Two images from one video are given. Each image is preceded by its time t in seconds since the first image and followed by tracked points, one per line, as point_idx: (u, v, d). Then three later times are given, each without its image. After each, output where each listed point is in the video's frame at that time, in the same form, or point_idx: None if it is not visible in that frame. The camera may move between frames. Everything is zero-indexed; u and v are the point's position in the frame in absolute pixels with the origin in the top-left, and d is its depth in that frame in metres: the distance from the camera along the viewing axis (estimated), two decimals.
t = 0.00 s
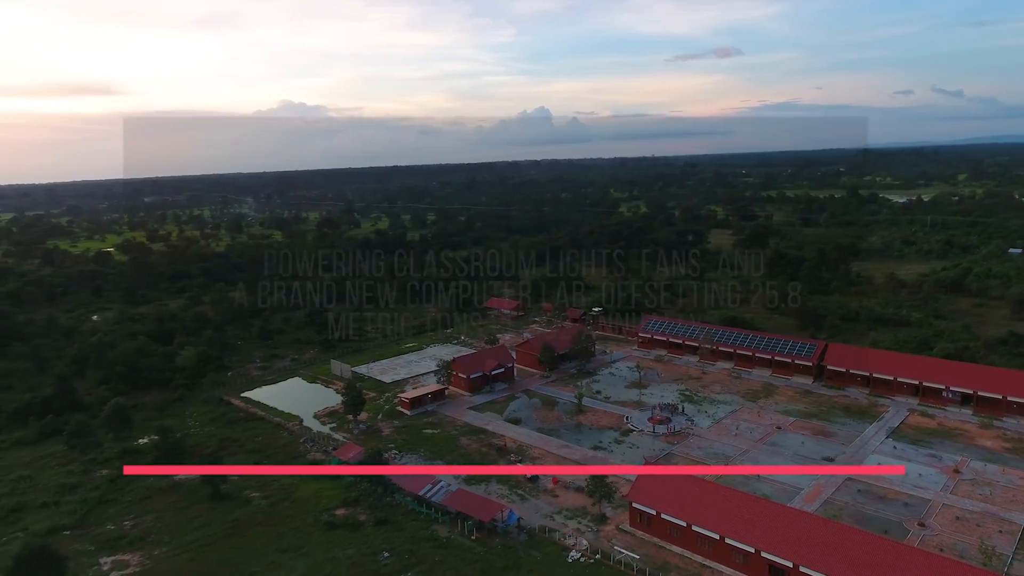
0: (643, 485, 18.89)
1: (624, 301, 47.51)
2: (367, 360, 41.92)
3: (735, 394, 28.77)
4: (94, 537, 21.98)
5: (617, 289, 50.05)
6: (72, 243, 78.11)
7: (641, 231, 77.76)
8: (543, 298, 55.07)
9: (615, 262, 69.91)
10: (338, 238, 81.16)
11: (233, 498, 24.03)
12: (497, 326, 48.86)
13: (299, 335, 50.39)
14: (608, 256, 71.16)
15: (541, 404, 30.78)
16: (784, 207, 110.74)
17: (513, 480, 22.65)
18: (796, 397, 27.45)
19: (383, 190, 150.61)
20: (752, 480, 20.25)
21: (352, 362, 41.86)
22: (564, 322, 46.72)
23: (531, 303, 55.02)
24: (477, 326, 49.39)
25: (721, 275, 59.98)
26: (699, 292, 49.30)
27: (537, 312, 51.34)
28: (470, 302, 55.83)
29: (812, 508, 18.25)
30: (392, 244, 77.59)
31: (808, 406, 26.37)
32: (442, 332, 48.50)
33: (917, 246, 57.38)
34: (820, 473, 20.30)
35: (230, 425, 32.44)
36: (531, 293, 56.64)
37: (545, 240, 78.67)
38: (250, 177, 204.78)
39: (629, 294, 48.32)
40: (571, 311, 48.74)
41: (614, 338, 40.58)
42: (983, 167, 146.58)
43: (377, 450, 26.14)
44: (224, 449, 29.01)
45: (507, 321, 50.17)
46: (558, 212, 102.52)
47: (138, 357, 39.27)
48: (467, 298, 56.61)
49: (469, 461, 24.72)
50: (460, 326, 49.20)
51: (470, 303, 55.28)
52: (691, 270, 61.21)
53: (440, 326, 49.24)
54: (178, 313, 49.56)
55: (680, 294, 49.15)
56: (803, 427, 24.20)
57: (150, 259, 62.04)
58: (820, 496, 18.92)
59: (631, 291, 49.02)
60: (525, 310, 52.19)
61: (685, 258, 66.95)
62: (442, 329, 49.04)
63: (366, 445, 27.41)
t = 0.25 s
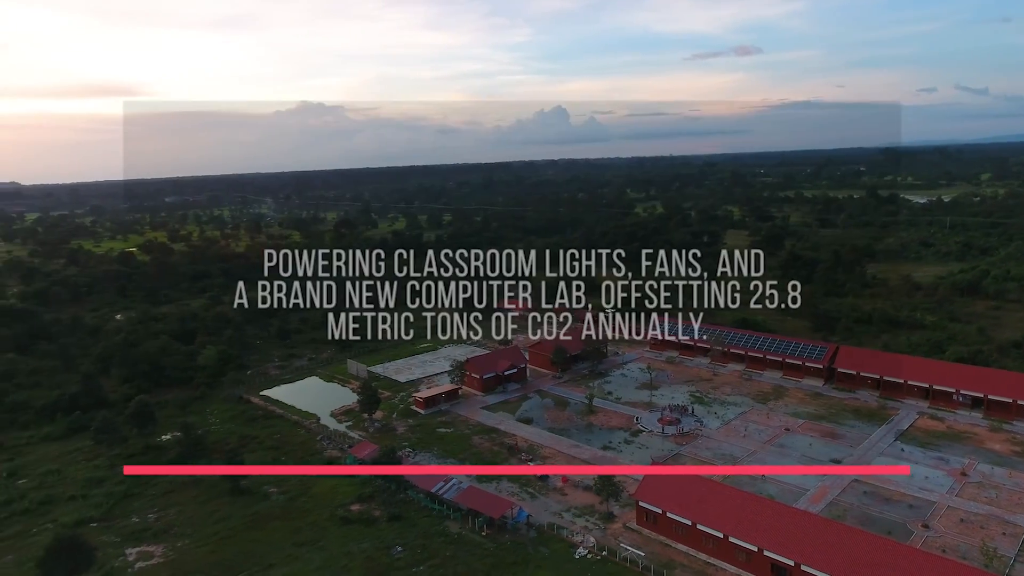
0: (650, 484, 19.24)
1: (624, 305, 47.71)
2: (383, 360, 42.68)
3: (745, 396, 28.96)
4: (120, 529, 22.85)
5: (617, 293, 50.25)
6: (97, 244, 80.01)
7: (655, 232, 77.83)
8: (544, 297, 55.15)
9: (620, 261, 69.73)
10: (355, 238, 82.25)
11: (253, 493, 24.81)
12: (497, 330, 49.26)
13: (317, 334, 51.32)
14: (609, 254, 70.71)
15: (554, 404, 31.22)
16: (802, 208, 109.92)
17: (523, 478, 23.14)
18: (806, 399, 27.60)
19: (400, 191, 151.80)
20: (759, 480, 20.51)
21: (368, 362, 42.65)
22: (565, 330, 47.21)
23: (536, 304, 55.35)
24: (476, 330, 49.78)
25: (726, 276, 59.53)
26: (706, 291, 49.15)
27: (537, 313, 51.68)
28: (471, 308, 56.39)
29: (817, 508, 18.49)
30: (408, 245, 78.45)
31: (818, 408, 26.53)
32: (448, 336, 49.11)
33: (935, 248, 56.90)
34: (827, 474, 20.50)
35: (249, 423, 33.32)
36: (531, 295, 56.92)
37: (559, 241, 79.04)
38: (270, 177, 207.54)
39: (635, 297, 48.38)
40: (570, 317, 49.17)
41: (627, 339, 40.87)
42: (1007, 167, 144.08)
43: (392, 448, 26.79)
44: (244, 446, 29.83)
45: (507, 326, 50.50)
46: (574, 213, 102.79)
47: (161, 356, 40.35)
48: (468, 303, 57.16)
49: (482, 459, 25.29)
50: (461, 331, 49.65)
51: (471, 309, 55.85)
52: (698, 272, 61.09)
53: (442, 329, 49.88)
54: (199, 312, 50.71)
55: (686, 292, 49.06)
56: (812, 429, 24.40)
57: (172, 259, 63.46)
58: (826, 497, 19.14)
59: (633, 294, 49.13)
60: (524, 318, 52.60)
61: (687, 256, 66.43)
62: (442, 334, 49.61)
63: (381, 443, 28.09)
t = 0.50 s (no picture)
0: (658, 483, 19.59)
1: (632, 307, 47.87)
2: (400, 360, 43.45)
3: (757, 398, 29.13)
4: (146, 521, 23.74)
5: (617, 294, 50.25)
6: (122, 244, 82.01)
7: (671, 234, 77.80)
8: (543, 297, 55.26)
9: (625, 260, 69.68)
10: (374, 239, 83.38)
11: (272, 488, 25.59)
12: (497, 331, 49.57)
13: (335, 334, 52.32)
14: (611, 254, 70.57)
15: (567, 404, 31.65)
16: (822, 208, 108.87)
17: (534, 477, 23.62)
18: (817, 402, 27.71)
19: (418, 191, 152.87)
20: (766, 481, 20.73)
21: (385, 362, 43.47)
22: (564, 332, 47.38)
23: (547, 305, 55.59)
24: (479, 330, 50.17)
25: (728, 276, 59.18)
26: (719, 291, 49.08)
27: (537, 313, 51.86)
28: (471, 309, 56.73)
29: (823, 510, 18.70)
30: (425, 246, 79.32)
31: (829, 410, 26.64)
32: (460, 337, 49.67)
33: (955, 250, 56.29)
34: (835, 476, 20.67)
35: (269, 420, 34.24)
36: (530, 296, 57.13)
37: (575, 242, 79.33)
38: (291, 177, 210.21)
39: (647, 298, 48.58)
40: (570, 318, 49.29)
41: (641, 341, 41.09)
42: None
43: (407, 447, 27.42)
44: (264, 443, 30.71)
45: (507, 326, 50.75)
46: (591, 214, 102.96)
47: (184, 355, 41.47)
48: (468, 304, 57.52)
49: (494, 458, 25.83)
50: (460, 331, 49.96)
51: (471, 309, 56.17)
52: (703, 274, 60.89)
53: (442, 329, 50.15)
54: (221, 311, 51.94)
55: (693, 292, 48.90)
56: (823, 431, 24.52)
57: (195, 259, 64.97)
58: (833, 499, 19.33)
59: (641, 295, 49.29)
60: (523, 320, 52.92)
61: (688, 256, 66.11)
62: (442, 334, 49.96)
63: (396, 441, 28.77)
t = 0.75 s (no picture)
0: (666, 483, 19.93)
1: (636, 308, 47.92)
2: (416, 359, 44.16)
3: (768, 400, 29.25)
4: (170, 514, 24.61)
5: (618, 294, 50.07)
6: (147, 244, 83.97)
7: (688, 235, 77.66)
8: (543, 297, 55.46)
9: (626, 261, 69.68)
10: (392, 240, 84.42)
11: (291, 484, 26.38)
12: (497, 331, 50.13)
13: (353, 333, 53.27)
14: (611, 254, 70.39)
15: (580, 405, 32.04)
16: (842, 209, 107.69)
17: (545, 476, 24.09)
18: (829, 404, 27.80)
19: (437, 191, 153.91)
20: (774, 482, 20.92)
21: (402, 361, 44.21)
22: (564, 333, 47.65)
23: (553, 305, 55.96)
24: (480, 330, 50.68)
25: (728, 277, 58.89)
26: (720, 291, 49.08)
27: (536, 313, 52.18)
28: (471, 309, 57.28)
29: (830, 511, 18.89)
30: (442, 246, 80.12)
31: (840, 413, 26.72)
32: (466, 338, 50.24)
33: (976, 252, 55.59)
34: (844, 478, 20.81)
35: (289, 418, 35.15)
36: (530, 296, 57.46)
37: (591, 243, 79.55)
38: (312, 177, 212.88)
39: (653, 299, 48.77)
40: (569, 317, 49.15)
41: (655, 342, 41.26)
42: None
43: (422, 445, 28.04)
44: (284, 440, 31.57)
45: (507, 326, 51.39)
46: (608, 214, 103.01)
47: (206, 353, 42.59)
48: (469, 304, 58.04)
49: (506, 457, 26.34)
50: (460, 330, 50.52)
51: (472, 309, 56.69)
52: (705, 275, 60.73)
53: (442, 330, 50.76)
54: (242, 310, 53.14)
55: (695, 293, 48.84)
56: (833, 434, 24.62)
57: (217, 259, 66.42)
58: (840, 500, 19.52)
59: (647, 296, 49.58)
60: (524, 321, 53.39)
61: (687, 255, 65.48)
62: (442, 334, 50.54)
63: (412, 439, 29.41)
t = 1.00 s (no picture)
0: (670, 483, 20.25)
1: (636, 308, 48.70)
2: (428, 360, 44.79)
3: (776, 402, 29.42)
4: (188, 508, 25.42)
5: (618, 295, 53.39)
6: (166, 244, 85.60)
7: (701, 237, 77.62)
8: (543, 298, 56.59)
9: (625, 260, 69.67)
10: (406, 240, 85.30)
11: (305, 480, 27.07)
12: (497, 331, 50.88)
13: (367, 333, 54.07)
14: (610, 254, 70.33)
15: (589, 406, 32.41)
16: (859, 210, 106.78)
17: (553, 475, 24.53)
18: (836, 407, 27.92)
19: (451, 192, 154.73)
20: (778, 483, 21.16)
21: (414, 361, 44.86)
22: (563, 333, 48.42)
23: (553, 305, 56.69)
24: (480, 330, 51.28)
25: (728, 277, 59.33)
26: (720, 291, 49.27)
27: (536, 313, 52.77)
28: (471, 309, 57.84)
29: (832, 512, 19.11)
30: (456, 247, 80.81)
31: (848, 415, 26.84)
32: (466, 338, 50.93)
33: (993, 255, 55.08)
34: (847, 480, 20.99)
35: (303, 417, 35.91)
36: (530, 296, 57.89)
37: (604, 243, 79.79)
38: (329, 176, 214.93)
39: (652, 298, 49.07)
40: (569, 318, 50.03)
41: (665, 344, 41.46)
42: None
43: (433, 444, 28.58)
44: (298, 437, 32.33)
45: (507, 326, 51.97)
46: (621, 215, 103.11)
47: (224, 352, 43.58)
48: (469, 304, 58.60)
49: (515, 456, 26.82)
50: (460, 331, 51.15)
51: (472, 309, 57.27)
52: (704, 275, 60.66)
53: (441, 329, 51.35)
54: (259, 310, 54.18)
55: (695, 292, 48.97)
56: (839, 436, 24.77)
57: (234, 259, 67.66)
58: (843, 501, 19.72)
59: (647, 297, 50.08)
60: (524, 321, 53.87)
61: (687, 256, 66.26)
62: (442, 334, 51.16)
63: (423, 438, 30.00)
